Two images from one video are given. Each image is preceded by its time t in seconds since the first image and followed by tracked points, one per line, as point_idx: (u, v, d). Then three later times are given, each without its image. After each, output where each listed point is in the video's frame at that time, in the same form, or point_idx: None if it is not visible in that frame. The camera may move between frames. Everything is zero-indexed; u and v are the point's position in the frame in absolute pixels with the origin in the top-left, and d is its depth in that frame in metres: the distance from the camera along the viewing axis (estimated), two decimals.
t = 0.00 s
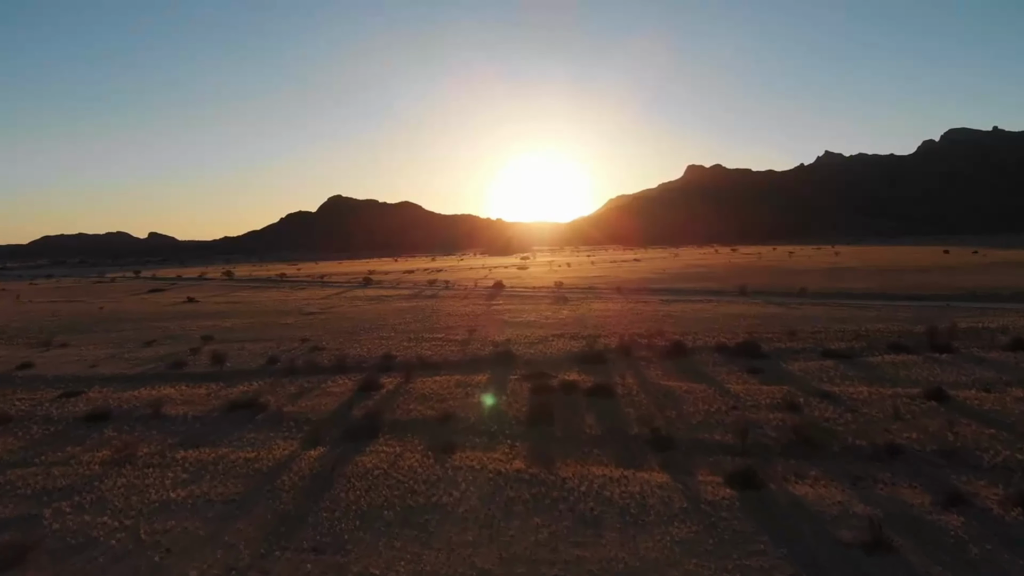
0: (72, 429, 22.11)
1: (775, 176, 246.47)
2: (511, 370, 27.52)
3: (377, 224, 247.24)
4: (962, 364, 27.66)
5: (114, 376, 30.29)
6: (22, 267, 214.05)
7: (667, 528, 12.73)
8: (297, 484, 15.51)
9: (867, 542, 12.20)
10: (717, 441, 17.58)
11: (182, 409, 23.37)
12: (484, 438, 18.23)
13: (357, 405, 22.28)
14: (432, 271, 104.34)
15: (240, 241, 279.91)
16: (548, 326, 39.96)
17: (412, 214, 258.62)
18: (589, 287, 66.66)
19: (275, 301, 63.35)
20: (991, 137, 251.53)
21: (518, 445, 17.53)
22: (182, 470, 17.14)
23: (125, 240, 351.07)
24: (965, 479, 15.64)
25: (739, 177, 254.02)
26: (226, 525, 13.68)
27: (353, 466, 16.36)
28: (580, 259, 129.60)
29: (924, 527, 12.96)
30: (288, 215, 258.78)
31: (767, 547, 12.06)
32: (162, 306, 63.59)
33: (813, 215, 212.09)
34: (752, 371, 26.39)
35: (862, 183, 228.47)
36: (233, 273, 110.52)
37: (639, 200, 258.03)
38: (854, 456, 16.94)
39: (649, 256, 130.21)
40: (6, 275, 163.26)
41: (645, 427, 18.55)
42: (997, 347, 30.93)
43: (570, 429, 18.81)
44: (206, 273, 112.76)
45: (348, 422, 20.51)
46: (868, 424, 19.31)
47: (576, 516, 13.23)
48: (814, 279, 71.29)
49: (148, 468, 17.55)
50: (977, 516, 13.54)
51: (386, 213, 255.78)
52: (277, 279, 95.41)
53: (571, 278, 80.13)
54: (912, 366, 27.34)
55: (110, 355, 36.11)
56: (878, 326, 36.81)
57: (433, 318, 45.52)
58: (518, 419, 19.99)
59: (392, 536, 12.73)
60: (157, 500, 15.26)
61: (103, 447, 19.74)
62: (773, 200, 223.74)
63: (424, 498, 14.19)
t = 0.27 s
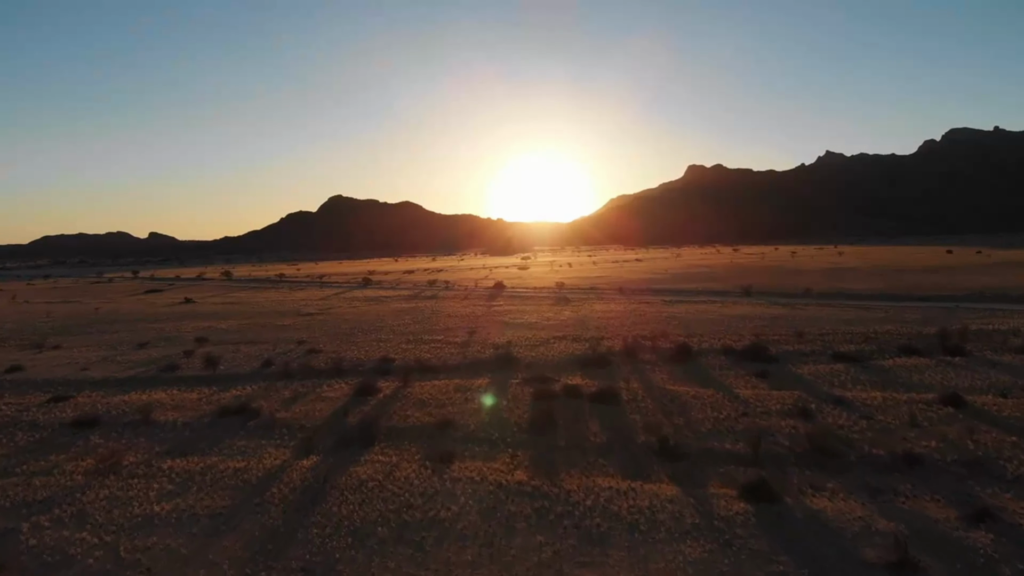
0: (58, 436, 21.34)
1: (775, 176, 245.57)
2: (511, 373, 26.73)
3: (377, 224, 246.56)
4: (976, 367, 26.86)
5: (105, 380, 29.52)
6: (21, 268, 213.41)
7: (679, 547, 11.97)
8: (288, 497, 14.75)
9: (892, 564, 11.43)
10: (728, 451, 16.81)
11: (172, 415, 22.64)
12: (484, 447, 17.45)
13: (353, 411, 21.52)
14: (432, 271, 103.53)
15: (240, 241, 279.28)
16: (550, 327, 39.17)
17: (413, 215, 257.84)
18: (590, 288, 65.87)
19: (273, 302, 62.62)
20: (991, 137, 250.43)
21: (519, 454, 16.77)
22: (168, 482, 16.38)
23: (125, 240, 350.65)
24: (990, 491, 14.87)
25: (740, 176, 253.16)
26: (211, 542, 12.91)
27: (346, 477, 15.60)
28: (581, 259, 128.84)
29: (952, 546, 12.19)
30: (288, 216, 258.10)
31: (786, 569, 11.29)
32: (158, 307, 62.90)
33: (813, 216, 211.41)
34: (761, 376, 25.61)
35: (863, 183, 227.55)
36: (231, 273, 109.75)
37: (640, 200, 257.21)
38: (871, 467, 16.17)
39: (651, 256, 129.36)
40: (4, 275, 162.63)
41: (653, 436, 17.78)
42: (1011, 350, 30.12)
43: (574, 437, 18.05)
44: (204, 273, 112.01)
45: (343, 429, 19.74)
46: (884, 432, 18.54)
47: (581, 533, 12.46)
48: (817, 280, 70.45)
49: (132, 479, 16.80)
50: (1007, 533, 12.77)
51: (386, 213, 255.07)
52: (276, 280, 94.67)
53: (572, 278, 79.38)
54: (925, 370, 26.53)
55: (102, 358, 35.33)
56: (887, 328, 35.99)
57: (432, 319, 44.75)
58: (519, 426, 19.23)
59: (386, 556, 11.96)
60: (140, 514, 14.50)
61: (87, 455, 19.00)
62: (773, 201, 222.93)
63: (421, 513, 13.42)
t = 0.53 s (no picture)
0: (45, 442, 20.68)
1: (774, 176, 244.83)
2: (512, 377, 26.04)
3: (377, 224, 245.92)
4: (989, 371, 26.15)
5: (96, 383, 28.84)
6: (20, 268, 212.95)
7: (691, 565, 11.30)
8: (278, 509, 14.08)
9: None
10: (739, 460, 16.13)
11: (162, 420, 21.97)
12: (485, 455, 16.77)
13: (349, 417, 20.85)
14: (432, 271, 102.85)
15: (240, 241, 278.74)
16: (552, 329, 38.47)
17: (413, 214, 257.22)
18: (592, 288, 65.17)
19: (271, 303, 61.91)
20: (991, 137, 249.62)
21: (521, 463, 16.09)
22: (153, 492, 15.72)
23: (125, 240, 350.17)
24: (1015, 504, 14.20)
25: (741, 177, 252.43)
26: (196, 559, 12.24)
27: (340, 488, 14.94)
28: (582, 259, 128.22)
29: (980, 565, 11.53)
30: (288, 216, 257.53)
31: None
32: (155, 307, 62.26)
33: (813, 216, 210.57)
34: (769, 380, 24.92)
35: (863, 183, 226.78)
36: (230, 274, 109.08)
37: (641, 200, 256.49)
38: (889, 477, 15.49)
39: (651, 256, 128.69)
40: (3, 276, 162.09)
41: (660, 443, 17.09)
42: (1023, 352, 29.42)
43: (577, 445, 17.36)
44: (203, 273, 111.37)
45: (338, 436, 19.06)
46: (900, 440, 17.86)
47: (587, 550, 11.79)
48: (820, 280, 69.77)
49: (118, 489, 16.13)
50: None
51: (386, 213, 254.43)
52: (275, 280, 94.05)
53: (573, 278, 78.70)
54: (937, 373, 25.84)
55: (95, 361, 34.67)
56: (894, 330, 35.30)
57: (432, 320, 44.06)
58: (521, 433, 18.56)
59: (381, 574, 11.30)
60: (123, 527, 13.83)
61: (73, 463, 18.34)
62: (773, 201, 222.16)
63: (418, 528, 12.75)
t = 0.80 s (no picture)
0: (28, 450, 19.91)
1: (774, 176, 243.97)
2: (514, 381, 25.25)
3: (377, 225, 245.18)
4: (1005, 375, 25.35)
5: (86, 387, 28.07)
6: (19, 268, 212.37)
7: None
8: (266, 525, 13.32)
9: None
10: (752, 471, 15.36)
11: (151, 426, 21.22)
12: (485, 466, 16.00)
13: (344, 423, 20.09)
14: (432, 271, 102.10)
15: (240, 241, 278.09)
16: (554, 331, 37.67)
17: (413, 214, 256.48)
18: (594, 288, 64.34)
19: (269, 303, 61.08)
20: (992, 137, 248.64)
21: (523, 474, 15.32)
22: (136, 506, 14.97)
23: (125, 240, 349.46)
24: None
25: (742, 176, 251.57)
26: None
27: (332, 501, 14.19)
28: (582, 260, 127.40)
29: None
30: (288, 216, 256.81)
31: None
32: (152, 308, 61.49)
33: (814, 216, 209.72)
34: (779, 384, 24.16)
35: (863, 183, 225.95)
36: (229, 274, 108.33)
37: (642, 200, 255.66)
38: (910, 490, 14.73)
39: (652, 257, 127.88)
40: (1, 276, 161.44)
41: (668, 453, 16.31)
42: None
43: (582, 455, 16.59)
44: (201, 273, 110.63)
45: (332, 444, 18.28)
46: (919, 450, 17.09)
47: (594, 573, 11.03)
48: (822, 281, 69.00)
49: (99, 502, 15.37)
50: None
51: (386, 213, 253.72)
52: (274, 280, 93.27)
53: (575, 279, 77.90)
54: (951, 378, 25.04)
55: (87, 364, 33.90)
56: (903, 332, 34.52)
57: (432, 322, 43.27)
58: (523, 441, 17.79)
59: None
60: (101, 545, 13.08)
61: (55, 473, 17.59)
62: (773, 201, 221.29)
63: (413, 547, 11.99)
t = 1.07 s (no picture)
0: (9, 458, 19.14)
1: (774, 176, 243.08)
2: (515, 385, 24.47)
3: (377, 225, 244.43)
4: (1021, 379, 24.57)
5: (74, 392, 27.30)
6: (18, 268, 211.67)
7: None
8: (253, 543, 12.57)
9: None
10: (766, 484, 14.60)
11: (138, 434, 20.44)
12: (485, 478, 15.25)
13: (338, 431, 19.31)
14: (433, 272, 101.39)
15: (240, 241, 277.47)
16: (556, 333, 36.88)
17: (413, 214, 255.73)
18: (595, 289, 63.56)
19: (266, 304, 60.30)
20: (993, 137, 247.54)
21: (525, 487, 14.57)
22: (116, 521, 14.20)
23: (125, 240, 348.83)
24: None
25: (743, 176, 250.79)
26: None
27: (323, 517, 13.43)
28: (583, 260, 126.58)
29: None
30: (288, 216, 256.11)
31: None
32: (148, 309, 60.72)
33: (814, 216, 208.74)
34: (789, 389, 23.37)
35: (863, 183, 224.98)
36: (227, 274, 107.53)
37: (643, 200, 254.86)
38: (933, 504, 13.97)
39: (653, 256, 127.03)
40: None
41: (677, 464, 15.57)
42: None
43: (586, 465, 15.83)
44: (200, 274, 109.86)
45: (325, 453, 17.52)
46: (940, 460, 16.32)
47: None
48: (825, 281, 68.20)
49: (78, 517, 14.64)
50: None
51: (386, 213, 253.00)
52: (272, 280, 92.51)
53: (576, 279, 77.13)
54: (966, 382, 24.26)
55: (77, 367, 33.11)
56: (913, 335, 33.71)
57: (431, 323, 42.46)
58: (524, 450, 17.00)
59: None
60: (77, 564, 12.34)
61: (35, 485, 16.80)
62: (773, 201, 220.37)
63: (407, 570, 11.25)
